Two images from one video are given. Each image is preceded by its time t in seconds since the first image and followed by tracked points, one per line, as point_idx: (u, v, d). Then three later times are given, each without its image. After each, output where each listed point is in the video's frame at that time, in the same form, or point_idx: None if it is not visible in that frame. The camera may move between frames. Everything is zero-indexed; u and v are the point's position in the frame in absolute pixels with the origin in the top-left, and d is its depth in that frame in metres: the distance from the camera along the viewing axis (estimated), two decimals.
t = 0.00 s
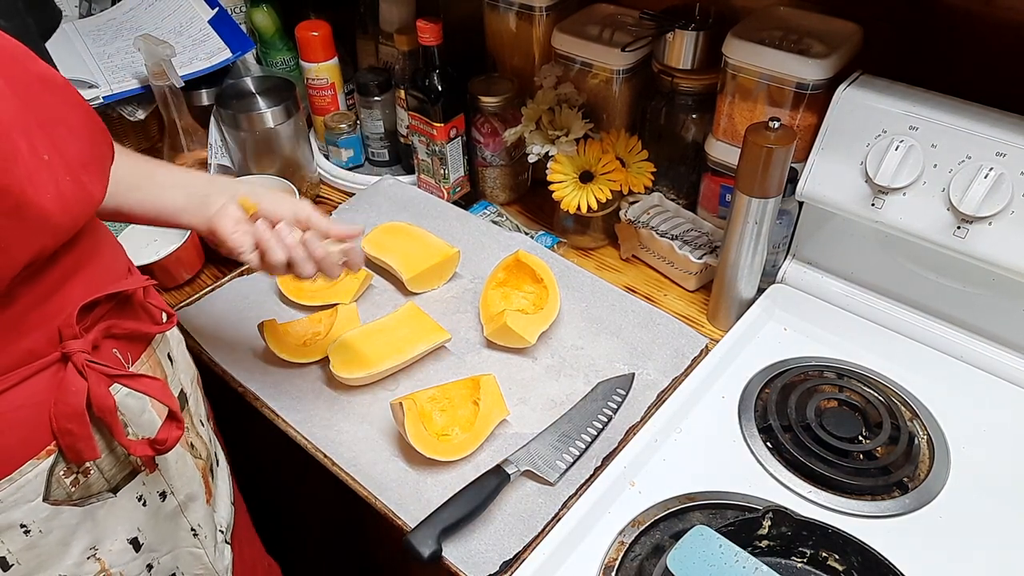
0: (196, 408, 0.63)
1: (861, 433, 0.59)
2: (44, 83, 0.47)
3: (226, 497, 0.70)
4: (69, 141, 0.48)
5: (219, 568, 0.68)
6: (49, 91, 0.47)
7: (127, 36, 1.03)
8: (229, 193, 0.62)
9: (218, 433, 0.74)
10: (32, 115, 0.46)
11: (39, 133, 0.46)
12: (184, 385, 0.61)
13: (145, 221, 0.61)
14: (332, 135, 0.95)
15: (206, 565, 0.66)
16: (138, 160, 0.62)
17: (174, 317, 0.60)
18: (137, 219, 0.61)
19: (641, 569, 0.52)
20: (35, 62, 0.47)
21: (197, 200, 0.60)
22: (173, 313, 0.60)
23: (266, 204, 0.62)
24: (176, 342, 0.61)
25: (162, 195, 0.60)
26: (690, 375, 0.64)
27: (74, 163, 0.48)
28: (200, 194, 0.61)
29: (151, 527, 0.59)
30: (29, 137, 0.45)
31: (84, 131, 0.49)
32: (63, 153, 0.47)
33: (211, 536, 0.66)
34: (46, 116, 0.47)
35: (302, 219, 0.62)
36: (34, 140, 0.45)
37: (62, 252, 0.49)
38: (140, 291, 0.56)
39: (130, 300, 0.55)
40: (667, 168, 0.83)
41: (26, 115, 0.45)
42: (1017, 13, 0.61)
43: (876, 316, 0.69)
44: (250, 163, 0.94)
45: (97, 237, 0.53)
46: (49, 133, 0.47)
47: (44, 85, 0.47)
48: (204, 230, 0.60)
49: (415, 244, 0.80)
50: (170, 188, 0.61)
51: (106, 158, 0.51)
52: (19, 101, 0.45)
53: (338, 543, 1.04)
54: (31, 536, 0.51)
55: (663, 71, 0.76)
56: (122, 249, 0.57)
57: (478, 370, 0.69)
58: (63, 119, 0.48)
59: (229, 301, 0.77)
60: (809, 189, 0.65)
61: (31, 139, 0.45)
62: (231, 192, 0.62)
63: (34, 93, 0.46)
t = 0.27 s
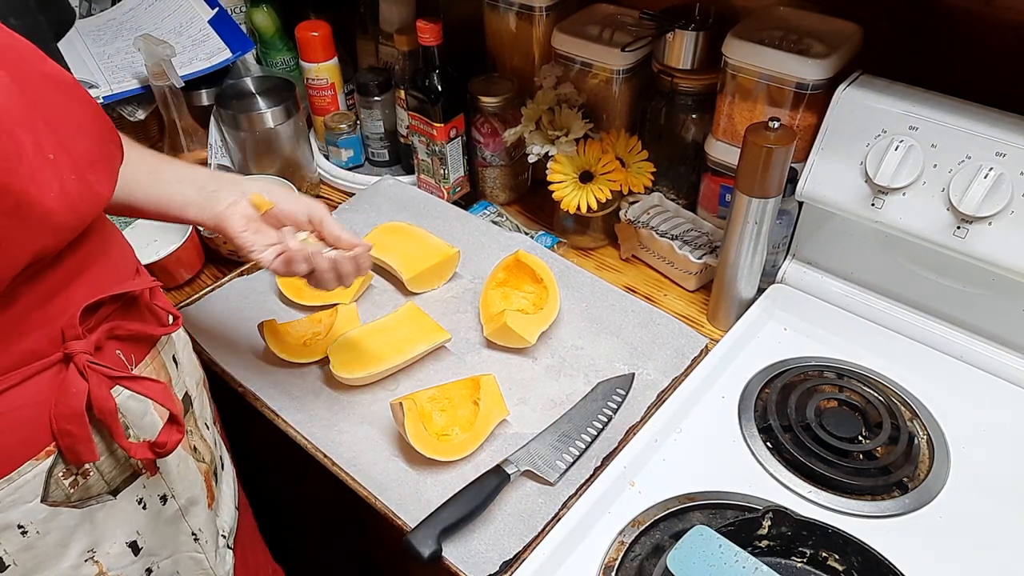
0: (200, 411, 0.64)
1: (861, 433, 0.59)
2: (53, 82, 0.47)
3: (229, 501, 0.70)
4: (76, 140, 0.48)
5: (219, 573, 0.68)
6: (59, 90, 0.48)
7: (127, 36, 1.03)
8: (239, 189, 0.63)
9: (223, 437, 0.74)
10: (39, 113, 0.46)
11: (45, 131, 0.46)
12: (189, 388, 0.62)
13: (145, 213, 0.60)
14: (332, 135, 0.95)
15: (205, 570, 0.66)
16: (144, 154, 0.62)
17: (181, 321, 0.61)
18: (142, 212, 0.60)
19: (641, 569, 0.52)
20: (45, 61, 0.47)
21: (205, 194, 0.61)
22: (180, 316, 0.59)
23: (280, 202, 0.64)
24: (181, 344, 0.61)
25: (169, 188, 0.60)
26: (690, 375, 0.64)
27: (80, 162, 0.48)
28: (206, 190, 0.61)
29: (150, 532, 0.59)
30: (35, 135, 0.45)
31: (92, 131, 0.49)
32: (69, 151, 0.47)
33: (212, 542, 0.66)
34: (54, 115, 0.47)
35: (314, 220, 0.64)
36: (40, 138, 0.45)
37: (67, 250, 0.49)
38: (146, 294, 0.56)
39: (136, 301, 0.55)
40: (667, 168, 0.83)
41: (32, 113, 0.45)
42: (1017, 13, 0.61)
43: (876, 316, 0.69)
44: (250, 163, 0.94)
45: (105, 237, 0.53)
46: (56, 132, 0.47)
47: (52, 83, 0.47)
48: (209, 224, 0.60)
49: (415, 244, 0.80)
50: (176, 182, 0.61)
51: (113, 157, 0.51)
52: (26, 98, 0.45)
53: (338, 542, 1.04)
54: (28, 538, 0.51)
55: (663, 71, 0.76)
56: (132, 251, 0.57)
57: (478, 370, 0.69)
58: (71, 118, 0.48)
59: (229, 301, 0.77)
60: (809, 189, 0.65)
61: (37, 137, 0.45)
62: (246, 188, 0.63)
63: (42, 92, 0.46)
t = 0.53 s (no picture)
0: (199, 418, 0.63)
1: (861, 433, 0.59)
2: (57, 87, 0.47)
3: (226, 510, 0.69)
4: (78, 147, 0.48)
5: None
6: (62, 96, 0.47)
7: (127, 36, 1.03)
8: (245, 161, 0.64)
9: (222, 442, 0.74)
10: (41, 120, 0.46)
11: (47, 138, 0.46)
12: (189, 396, 0.61)
13: (163, 197, 0.61)
14: (332, 135, 0.95)
15: None
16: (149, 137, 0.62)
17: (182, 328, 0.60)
18: (159, 197, 0.61)
19: (641, 569, 0.52)
20: (49, 67, 0.47)
21: (215, 171, 0.62)
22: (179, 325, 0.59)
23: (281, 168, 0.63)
24: (182, 352, 0.61)
25: (183, 169, 0.61)
26: (690, 376, 0.64)
27: (81, 169, 0.48)
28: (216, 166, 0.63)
29: (142, 542, 0.59)
30: (37, 143, 0.45)
31: (95, 137, 0.49)
32: (71, 158, 0.47)
33: (206, 553, 0.66)
34: (57, 122, 0.47)
35: (314, 182, 0.63)
36: (42, 146, 0.45)
37: (65, 260, 0.49)
38: (146, 302, 0.56)
39: (136, 309, 0.55)
40: (667, 167, 0.83)
41: (34, 120, 0.45)
42: (1016, 14, 0.61)
43: (876, 316, 0.69)
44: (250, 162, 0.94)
45: (106, 246, 0.53)
46: (58, 139, 0.47)
47: (56, 89, 0.47)
48: (221, 200, 0.62)
49: (415, 244, 0.80)
50: (187, 161, 0.62)
51: (117, 163, 0.51)
52: (28, 106, 0.45)
53: (338, 543, 1.04)
54: (20, 547, 0.51)
55: (663, 71, 0.76)
56: (134, 250, 0.57)
57: (478, 370, 0.69)
58: (74, 124, 0.48)
59: (229, 301, 0.77)
60: (809, 189, 0.65)
61: (38, 145, 0.45)
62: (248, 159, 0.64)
63: (44, 98, 0.46)
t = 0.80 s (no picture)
0: (204, 421, 0.63)
1: (861, 433, 0.59)
2: (58, 89, 0.47)
3: (231, 513, 0.69)
4: (81, 149, 0.48)
5: None
6: (63, 98, 0.47)
7: (127, 36, 1.03)
8: (249, 202, 0.65)
9: (227, 443, 0.74)
10: (43, 123, 0.46)
11: (49, 141, 0.46)
12: (193, 398, 0.61)
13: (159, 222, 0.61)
14: (332, 135, 0.95)
15: None
16: (154, 160, 0.61)
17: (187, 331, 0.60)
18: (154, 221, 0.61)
19: (641, 569, 0.52)
20: (51, 69, 0.47)
21: (217, 206, 0.63)
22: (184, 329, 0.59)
23: (289, 217, 0.66)
24: (187, 355, 0.61)
25: (188, 200, 0.61)
26: (690, 376, 0.64)
27: (83, 171, 0.47)
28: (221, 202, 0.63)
29: (148, 545, 0.59)
30: (37, 146, 0.45)
31: (99, 139, 0.49)
32: (73, 161, 0.47)
33: (212, 557, 0.66)
34: (58, 124, 0.47)
35: (318, 235, 0.66)
36: (43, 149, 0.45)
37: (69, 262, 0.49)
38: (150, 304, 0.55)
39: (139, 312, 0.55)
40: (667, 168, 0.83)
41: (35, 123, 0.45)
42: (1016, 13, 0.61)
43: (876, 316, 0.69)
44: (250, 163, 0.94)
45: (110, 248, 0.53)
46: (60, 141, 0.47)
47: (58, 91, 0.47)
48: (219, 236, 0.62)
49: (415, 244, 0.80)
50: (191, 191, 0.62)
51: (120, 165, 0.51)
52: (30, 109, 0.45)
53: (338, 543, 1.04)
54: (25, 550, 0.51)
55: (663, 71, 0.76)
56: (137, 253, 0.57)
57: (477, 370, 0.69)
58: (77, 126, 0.48)
59: (229, 301, 0.77)
60: (809, 189, 0.65)
61: (39, 148, 0.45)
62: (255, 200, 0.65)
63: (45, 101, 0.46)
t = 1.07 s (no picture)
0: (207, 422, 0.63)
1: (861, 433, 0.59)
2: (61, 90, 0.47)
3: (233, 514, 0.69)
4: (84, 150, 0.48)
5: None
6: (66, 99, 0.47)
7: (127, 36, 1.03)
8: (244, 181, 0.63)
9: (229, 443, 0.74)
10: (46, 124, 0.46)
11: (53, 142, 0.46)
12: (196, 400, 0.61)
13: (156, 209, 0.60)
14: (332, 135, 0.95)
15: None
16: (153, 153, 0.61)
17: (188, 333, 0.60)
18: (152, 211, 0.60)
19: (641, 569, 0.52)
20: (54, 69, 0.47)
21: (212, 189, 0.61)
22: (185, 331, 0.58)
23: (287, 189, 0.65)
24: (188, 356, 0.61)
25: (182, 185, 0.60)
26: (690, 376, 0.64)
27: (86, 173, 0.47)
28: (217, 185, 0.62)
29: (151, 547, 0.59)
30: (41, 147, 0.45)
31: (101, 139, 0.49)
32: (76, 162, 0.47)
33: (215, 558, 0.66)
34: (61, 125, 0.47)
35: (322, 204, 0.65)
36: (46, 150, 0.45)
37: (71, 264, 0.49)
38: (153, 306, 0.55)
39: (142, 314, 0.55)
40: (667, 168, 0.83)
41: (39, 124, 0.45)
42: (1016, 13, 0.61)
43: (876, 316, 0.69)
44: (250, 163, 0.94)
45: (111, 250, 0.53)
46: (63, 143, 0.47)
47: (61, 92, 0.47)
48: (217, 221, 0.61)
49: (415, 244, 0.80)
50: (187, 179, 0.61)
51: (123, 166, 0.51)
52: (33, 110, 0.45)
53: (338, 543, 1.04)
54: (29, 552, 0.51)
55: (663, 71, 0.76)
56: (139, 254, 0.57)
57: (477, 370, 0.69)
58: (80, 127, 0.48)
59: (229, 301, 0.77)
60: (809, 189, 0.65)
61: (42, 149, 0.45)
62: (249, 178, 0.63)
63: (48, 102, 0.46)
